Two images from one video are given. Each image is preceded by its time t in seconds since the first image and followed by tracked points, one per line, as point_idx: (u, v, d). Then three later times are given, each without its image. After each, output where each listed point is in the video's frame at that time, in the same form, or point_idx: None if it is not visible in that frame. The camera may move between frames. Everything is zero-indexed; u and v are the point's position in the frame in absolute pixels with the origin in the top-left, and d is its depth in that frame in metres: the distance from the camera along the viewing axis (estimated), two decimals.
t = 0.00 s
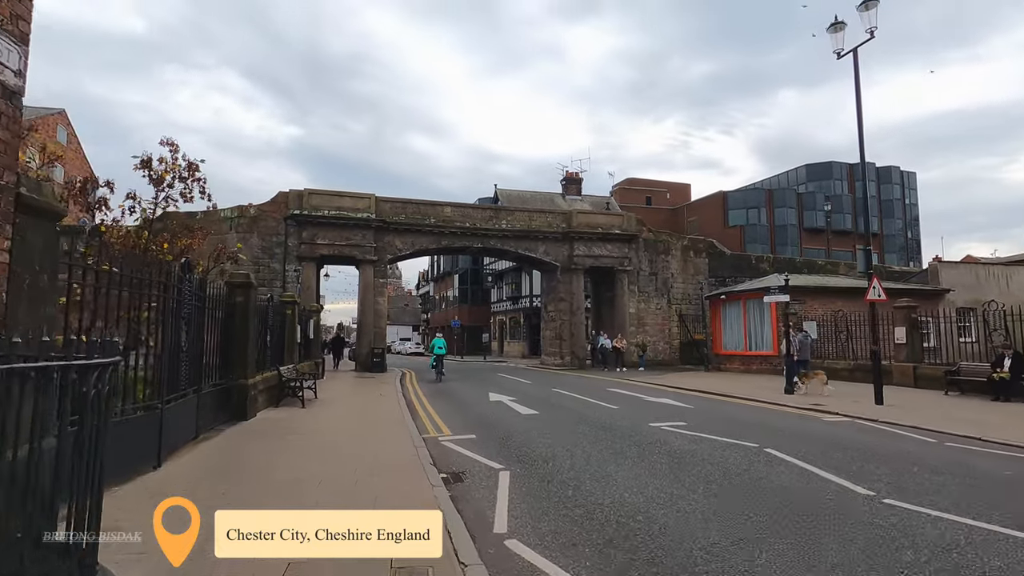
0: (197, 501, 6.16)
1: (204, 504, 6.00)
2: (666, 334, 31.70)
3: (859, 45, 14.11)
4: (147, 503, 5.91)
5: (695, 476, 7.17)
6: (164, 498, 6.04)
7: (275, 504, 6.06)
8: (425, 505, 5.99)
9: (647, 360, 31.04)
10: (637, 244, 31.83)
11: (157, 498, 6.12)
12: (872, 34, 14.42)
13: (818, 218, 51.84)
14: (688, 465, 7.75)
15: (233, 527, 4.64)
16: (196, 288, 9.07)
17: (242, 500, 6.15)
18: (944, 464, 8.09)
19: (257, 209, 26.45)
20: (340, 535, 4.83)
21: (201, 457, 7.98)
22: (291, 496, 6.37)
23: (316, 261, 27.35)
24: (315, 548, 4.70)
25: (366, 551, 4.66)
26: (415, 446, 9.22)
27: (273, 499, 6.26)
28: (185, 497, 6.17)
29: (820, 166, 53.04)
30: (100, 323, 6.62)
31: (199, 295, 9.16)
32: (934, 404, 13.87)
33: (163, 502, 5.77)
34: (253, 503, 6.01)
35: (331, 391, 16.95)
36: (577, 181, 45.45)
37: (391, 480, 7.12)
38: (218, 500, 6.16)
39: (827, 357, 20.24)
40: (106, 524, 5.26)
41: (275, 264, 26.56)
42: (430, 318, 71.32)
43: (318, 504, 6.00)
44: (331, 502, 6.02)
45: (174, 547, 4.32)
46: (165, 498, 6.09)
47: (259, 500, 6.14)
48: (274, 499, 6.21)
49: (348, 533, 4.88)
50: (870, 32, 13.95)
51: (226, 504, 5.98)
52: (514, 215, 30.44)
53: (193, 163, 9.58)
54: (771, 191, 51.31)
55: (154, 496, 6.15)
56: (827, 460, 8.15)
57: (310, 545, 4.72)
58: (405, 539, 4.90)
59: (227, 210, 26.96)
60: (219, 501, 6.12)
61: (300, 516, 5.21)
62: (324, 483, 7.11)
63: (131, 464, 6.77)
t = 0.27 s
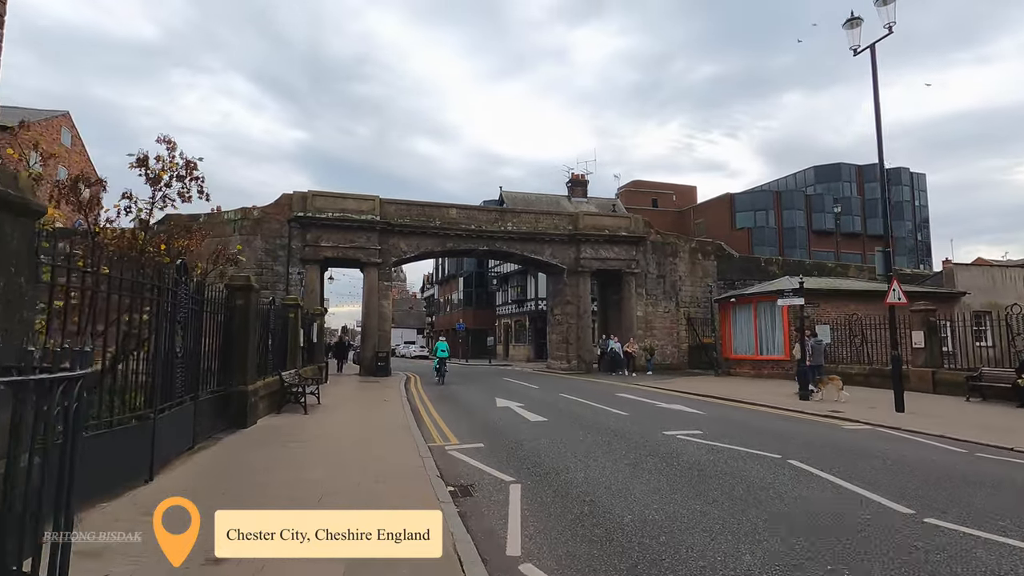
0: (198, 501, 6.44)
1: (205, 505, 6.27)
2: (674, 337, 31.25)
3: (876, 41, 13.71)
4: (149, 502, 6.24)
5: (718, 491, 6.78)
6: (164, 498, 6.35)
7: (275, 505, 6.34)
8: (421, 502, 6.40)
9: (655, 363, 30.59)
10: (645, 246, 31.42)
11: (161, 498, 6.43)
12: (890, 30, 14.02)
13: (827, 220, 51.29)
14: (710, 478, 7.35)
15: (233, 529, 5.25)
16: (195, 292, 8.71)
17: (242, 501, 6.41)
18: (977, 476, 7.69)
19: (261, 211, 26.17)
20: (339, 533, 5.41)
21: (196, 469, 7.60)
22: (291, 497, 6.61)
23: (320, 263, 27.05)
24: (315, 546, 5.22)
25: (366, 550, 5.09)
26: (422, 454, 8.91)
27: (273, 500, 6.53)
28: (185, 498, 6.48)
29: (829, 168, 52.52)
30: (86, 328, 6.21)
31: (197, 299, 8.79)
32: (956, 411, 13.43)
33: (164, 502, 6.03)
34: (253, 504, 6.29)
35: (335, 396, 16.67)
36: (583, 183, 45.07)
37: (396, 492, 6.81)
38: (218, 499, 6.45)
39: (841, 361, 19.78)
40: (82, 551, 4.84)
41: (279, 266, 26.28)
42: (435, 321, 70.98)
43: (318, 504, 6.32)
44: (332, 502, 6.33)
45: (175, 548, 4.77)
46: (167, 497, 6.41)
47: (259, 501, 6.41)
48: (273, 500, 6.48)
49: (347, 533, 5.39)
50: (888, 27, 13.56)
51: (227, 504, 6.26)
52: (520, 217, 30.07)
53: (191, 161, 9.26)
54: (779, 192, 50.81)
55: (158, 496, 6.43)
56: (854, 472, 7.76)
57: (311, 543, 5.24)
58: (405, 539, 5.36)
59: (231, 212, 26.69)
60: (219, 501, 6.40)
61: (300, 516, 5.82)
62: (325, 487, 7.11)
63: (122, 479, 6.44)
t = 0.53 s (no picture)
0: (198, 500, 6.36)
1: (204, 505, 6.16)
2: (681, 338, 30.86)
3: (892, 34, 13.34)
4: (148, 502, 6.19)
5: (741, 499, 6.40)
6: (164, 499, 6.29)
7: (276, 504, 6.24)
8: (424, 504, 6.28)
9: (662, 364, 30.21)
10: (651, 246, 31.04)
11: (160, 498, 6.35)
12: (907, 23, 13.64)
13: (833, 220, 50.83)
14: (731, 486, 6.92)
15: (232, 529, 5.19)
16: (190, 290, 8.36)
17: (244, 501, 6.31)
18: (1011, 484, 7.33)
19: (262, 210, 25.84)
20: (339, 533, 5.29)
21: (190, 475, 7.26)
22: (292, 497, 6.48)
23: (322, 263, 26.73)
24: (315, 546, 5.11)
25: (366, 550, 4.98)
26: (427, 459, 8.58)
27: (274, 499, 6.44)
28: (184, 498, 6.40)
29: (835, 167, 52.07)
30: (75, 326, 5.87)
31: (193, 298, 8.46)
32: (976, 414, 13.04)
33: (163, 503, 5.98)
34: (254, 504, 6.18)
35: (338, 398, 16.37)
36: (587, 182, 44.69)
37: (400, 498, 6.48)
38: (218, 499, 6.36)
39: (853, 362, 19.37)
40: (69, 561, 4.59)
41: (281, 266, 25.97)
42: (437, 321, 70.65)
43: (320, 504, 6.22)
44: (334, 502, 6.23)
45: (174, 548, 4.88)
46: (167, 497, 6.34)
47: (257, 500, 6.28)
48: (275, 500, 6.38)
49: (347, 533, 5.29)
50: (905, 19, 13.19)
51: (226, 504, 6.15)
52: (525, 217, 29.70)
53: (187, 154, 8.90)
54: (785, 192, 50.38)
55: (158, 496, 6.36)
56: (882, 480, 7.38)
57: (309, 543, 5.13)
58: (405, 539, 5.26)
59: (232, 211, 26.36)
60: (218, 501, 6.29)
61: (299, 516, 5.71)
62: (327, 489, 6.88)
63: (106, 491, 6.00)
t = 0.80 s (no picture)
0: (200, 500, 6.37)
1: (206, 504, 6.17)
2: (688, 339, 30.45)
3: (909, 26, 12.95)
4: (149, 502, 6.21)
5: (767, 511, 6.04)
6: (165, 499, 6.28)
7: (277, 504, 6.23)
8: (426, 504, 6.22)
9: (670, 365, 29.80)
10: (657, 245, 30.65)
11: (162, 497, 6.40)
12: (925, 14, 13.25)
13: (841, 219, 50.34)
14: (755, 496, 6.59)
15: (233, 529, 5.18)
16: (186, 287, 8.01)
17: (244, 501, 6.32)
18: None
19: (265, 210, 25.55)
20: (340, 533, 5.26)
21: (187, 483, 6.96)
22: (294, 499, 6.44)
23: (326, 263, 26.43)
24: (315, 545, 5.10)
25: (366, 550, 4.97)
26: (434, 464, 8.29)
27: (276, 499, 6.44)
28: (185, 498, 6.40)
29: (843, 166, 51.56)
30: (68, 328, 5.53)
31: (191, 297, 8.14)
32: (999, 417, 12.63)
33: (165, 502, 6.00)
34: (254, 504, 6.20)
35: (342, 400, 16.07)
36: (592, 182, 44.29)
37: (404, 503, 6.28)
38: (219, 499, 6.36)
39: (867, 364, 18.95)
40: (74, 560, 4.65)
41: (284, 266, 25.67)
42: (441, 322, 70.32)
43: (321, 504, 6.19)
44: (335, 502, 6.18)
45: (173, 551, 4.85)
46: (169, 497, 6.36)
47: (260, 500, 6.32)
48: (276, 500, 6.37)
49: (347, 533, 5.25)
50: (923, 10, 12.80)
51: (228, 503, 6.18)
52: (530, 216, 29.35)
53: (184, 148, 8.56)
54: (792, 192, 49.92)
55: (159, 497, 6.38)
56: (914, 488, 7.01)
57: (310, 543, 5.11)
58: (405, 539, 5.23)
59: (235, 211, 26.07)
60: (220, 501, 6.29)
61: (299, 516, 5.67)
62: (330, 494, 6.63)
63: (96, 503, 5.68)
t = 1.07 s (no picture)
0: (199, 500, 6.16)
1: (204, 504, 5.96)
2: (696, 339, 30.04)
3: (928, 16, 12.57)
4: (145, 505, 5.98)
5: (796, 519, 5.71)
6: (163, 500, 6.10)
7: (277, 505, 6.01)
8: (431, 506, 5.98)
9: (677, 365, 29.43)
10: (664, 244, 30.27)
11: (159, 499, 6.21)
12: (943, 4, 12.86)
13: (849, 218, 49.85)
14: (781, 504, 6.21)
15: (232, 529, 4.84)
16: (181, 285, 7.60)
17: (243, 501, 6.11)
18: None
19: (268, 209, 25.26)
20: (339, 533, 4.91)
21: (185, 488, 6.62)
22: (294, 499, 6.20)
23: (329, 263, 26.13)
24: (315, 547, 4.78)
25: (366, 550, 4.70)
26: (440, 467, 8.00)
27: (275, 499, 6.22)
28: (184, 498, 6.20)
29: (850, 165, 51.07)
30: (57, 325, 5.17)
31: (187, 293, 7.79)
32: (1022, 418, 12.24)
33: (164, 502, 5.76)
34: (254, 504, 6.00)
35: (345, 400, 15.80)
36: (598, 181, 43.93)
37: (409, 504, 6.03)
38: (218, 499, 6.14)
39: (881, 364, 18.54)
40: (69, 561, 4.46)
41: (287, 266, 25.39)
42: (445, 322, 70.04)
43: (323, 505, 5.96)
44: (336, 503, 5.95)
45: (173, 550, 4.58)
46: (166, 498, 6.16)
47: (260, 500, 6.11)
48: (276, 500, 6.16)
49: (347, 533, 4.94)
50: None
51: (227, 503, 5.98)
52: (535, 215, 29.00)
53: (180, 140, 8.21)
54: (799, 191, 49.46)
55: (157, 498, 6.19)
56: (948, 494, 6.64)
57: (309, 544, 4.79)
58: (405, 539, 4.94)
59: (237, 210, 25.78)
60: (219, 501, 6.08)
61: (300, 515, 5.37)
62: (333, 497, 6.35)
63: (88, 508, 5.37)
